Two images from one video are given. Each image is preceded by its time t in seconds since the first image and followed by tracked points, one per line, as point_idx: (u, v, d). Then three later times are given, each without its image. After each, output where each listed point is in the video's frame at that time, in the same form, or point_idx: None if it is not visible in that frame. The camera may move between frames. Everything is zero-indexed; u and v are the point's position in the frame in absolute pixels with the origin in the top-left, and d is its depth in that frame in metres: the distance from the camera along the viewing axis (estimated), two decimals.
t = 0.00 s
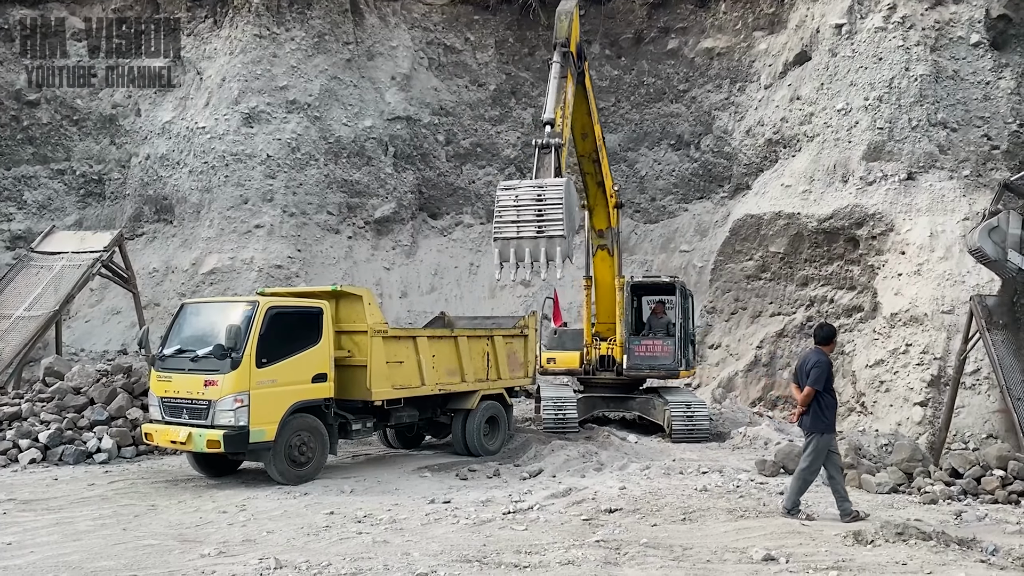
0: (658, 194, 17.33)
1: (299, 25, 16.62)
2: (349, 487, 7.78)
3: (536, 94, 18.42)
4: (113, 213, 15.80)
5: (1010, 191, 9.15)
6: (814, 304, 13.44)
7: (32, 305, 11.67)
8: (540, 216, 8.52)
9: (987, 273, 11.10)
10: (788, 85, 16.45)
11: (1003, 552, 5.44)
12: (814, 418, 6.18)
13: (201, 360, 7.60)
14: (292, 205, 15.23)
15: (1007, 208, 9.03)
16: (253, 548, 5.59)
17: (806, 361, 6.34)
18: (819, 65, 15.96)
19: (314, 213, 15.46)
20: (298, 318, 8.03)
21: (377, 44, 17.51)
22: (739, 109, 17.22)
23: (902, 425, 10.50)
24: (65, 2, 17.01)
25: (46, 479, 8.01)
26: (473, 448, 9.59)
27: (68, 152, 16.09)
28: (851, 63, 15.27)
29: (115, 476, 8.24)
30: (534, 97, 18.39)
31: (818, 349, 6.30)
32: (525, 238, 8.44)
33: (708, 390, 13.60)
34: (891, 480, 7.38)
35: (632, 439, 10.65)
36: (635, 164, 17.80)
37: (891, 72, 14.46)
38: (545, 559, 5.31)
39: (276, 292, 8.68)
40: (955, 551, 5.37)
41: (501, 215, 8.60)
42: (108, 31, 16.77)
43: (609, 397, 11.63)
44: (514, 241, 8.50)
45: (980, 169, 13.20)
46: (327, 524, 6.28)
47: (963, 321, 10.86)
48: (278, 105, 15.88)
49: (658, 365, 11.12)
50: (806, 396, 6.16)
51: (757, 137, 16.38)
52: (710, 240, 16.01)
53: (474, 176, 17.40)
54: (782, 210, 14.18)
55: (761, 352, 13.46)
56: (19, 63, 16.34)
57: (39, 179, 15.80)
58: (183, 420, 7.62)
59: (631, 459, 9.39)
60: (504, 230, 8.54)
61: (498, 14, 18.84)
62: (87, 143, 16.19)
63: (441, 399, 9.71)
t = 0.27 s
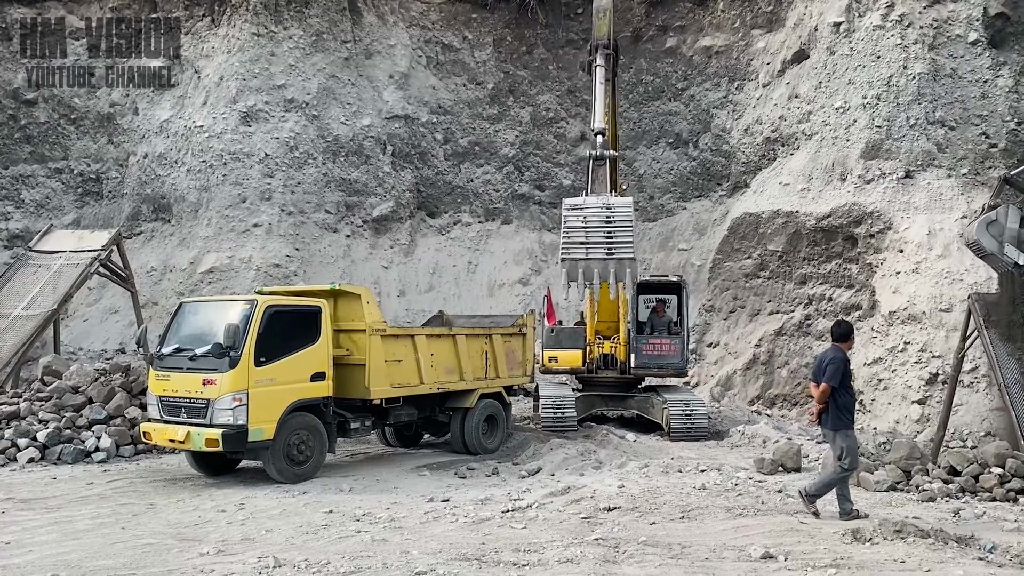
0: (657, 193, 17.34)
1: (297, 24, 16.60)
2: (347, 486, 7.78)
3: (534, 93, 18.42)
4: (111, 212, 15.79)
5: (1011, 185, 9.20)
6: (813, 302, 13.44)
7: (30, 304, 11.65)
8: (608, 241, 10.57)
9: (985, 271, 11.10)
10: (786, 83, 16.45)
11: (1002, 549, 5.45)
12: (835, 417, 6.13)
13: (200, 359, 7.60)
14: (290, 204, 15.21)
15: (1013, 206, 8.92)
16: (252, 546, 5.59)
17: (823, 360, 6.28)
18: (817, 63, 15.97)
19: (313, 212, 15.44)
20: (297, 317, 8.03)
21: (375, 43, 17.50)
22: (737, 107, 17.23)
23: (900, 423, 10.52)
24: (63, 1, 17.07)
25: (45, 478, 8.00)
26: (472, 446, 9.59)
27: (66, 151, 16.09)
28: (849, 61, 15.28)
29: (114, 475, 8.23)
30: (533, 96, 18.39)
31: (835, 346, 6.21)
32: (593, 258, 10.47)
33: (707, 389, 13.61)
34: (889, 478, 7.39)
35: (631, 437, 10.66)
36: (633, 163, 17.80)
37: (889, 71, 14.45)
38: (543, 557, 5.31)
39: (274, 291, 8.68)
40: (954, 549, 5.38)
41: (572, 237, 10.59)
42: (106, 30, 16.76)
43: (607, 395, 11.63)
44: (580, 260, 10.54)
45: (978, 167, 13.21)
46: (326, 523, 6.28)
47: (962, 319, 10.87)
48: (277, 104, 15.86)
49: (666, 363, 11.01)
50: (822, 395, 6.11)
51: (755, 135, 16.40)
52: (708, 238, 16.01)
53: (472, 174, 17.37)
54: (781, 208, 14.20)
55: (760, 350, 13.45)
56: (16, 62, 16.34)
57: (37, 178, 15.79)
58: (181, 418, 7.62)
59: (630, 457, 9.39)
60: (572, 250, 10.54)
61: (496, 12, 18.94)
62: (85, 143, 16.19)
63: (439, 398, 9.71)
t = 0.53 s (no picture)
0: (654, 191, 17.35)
1: (295, 22, 16.59)
2: (346, 485, 7.79)
3: (532, 92, 18.43)
4: (108, 211, 15.77)
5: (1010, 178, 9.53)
6: (810, 300, 13.44)
7: (27, 303, 11.63)
8: (672, 259, 10.29)
9: (982, 269, 11.13)
10: (783, 82, 16.48)
11: (999, 547, 5.46)
12: (844, 415, 6.08)
13: (198, 358, 7.59)
14: (287, 203, 15.20)
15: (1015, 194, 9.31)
16: (250, 545, 5.60)
17: (836, 357, 6.21)
18: (814, 62, 15.99)
19: (310, 211, 15.43)
20: (294, 315, 8.03)
21: (373, 41, 17.49)
22: (735, 106, 17.26)
23: (897, 421, 10.54)
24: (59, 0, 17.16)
25: (43, 477, 7.99)
26: (470, 445, 9.60)
27: (63, 150, 16.06)
28: (846, 60, 15.29)
29: (112, 474, 8.22)
30: (530, 94, 18.39)
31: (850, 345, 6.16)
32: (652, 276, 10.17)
33: (704, 387, 13.63)
34: (887, 476, 7.41)
35: (628, 435, 10.67)
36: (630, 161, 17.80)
37: (886, 69, 14.46)
38: (542, 555, 5.32)
39: (272, 290, 8.68)
40: (951, 546, 5.40)
41: (633, 257, 10.10)
42: (102, 29, 16.75)
43: (605, 393, 11.64)
44: (641, 279, 10.19)
45: (975, 165, 13.23)
46: (324, 522, 6.28)
47: (958, 317, 10.89)
48: (274, 102, 15.85)
49: (673, 361, 10.98)
50: (836, 392, 6.03)
51: (753, 133, 16.43)
52: (706, 236, 16.03)
53: (469, 173, 17.35)
54: (778, 207, 14.23)
55: (757, 348, 13.46)
56: (13, 61, 16.31)
57: (33, 177, 15.75)
58: (179, 417, 7.61)
59: (628, 455, 9.40)
60: (636, 267, 10.06)
61: (493, 11, 19.00)
62: (82, 141, 16.17)
63: (437, 397, 9.71)
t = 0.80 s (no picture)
0: (651, 189, 17.36)
1: (290, 21, 16.56)
2: (343, 484, 7.79)
3: (528, 90, 18.42)
4: (104, 210, 15.75)
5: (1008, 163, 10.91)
6: (806, 298, 13.47)
7: (23, 302, 11.59)
8: (728, 276, 8.37)
9: (978, 266, 11.16)
10: (780, 80, 16.53)
11: (995, 544, 5.48)
12: (861, 416, 5.97)
13: (194, 357, 7.58)
14: (284, 202, 15.18)
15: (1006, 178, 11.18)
16: (248, 545, 5.59)
17: (852, 356, 6.09)
18: (810, 60, 16.01)
19: (306, 209, 15.41)
20: (291, 315, 8.02)
21: (369, 39, 17.46)
22: (731, 104, 17.29)
23: (893, 419, 10.58)
24: None
25: (39, 477, 7.98)
26: (467, 444, 9.60)
27: (58, 149, 16.00)
28: (842, 58, 15.31)
29: (108, 474, 8.21)
30: (526, 92, 18.38)
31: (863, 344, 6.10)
32: (712, 297, 8.30)
33: (701, 385, 13.65)
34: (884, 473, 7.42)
35: (625, 434, 10.69)
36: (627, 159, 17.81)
37: (881, 67, 14.47)
38: (539, 554, 5.32)
39: (269, 289, 8.66)
40: (947, 544, 5.41)
41: (689, 274, 8.32)
42: (97, 27, 16.73)
43: (602, 391, 11.65)
44: (696, 297, 8.39)
45: (971, 163, 13.26)
46: (322, 521, 6.28)
47: (954, 314, 10.93)
48: (270, 101, 15.83)
49: (677, 359, 11.23)
50: (859, 393, 5.89)
51: (749, 131, 16.47)
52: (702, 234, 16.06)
53: (466, 171, 17.34)
54: (775, 205, 14.24)
55: (754, 346, 13.48)
56: (8, 60, 16.27)
57: (29, 176, 15.68)
58: (176, 417, 7.60)
59: (624, 454, 9.41)
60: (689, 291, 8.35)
61: (490, 9, 19.00)
62: (78, 140, 16.14)
63: (434, 395, 9.71)
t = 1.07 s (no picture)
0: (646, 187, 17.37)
1: (285, 19, 16.52)
2: (339, 482, 7.79)
3: (524, 88, 18.41)
4: (99, 208, 15.73)
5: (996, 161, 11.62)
6: (801, 295, 13.51)
7: (17, 301, 11.56)
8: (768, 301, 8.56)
9: (972, 264, 11.21)
10: (776, 78, 16.62)
11: (989, 540, 5.51)
12: (875, 413, 6.09)
13: (189, 356, 7.57)
14: (279, 200, 15.15)
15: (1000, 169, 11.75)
16: (244, 544, 5.59)
17: (865, 353, 6.21)
18: (805, 57, 16.04)
19: (302, 208, 15.38)
20: (286, 313, 8.01)
21: (364, 37, 17.43)
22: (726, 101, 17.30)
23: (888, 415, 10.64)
24: None
25: (35, 476, 7.96)
26: (463, 442, 9.61)
27: (52, 147, 15.95)
28: (837, 55, 15.32)
29: (104, 473, 8.20)
30: (522, 90, 18.37)
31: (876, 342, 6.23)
32: (753, 321, 8.45)
33: (696, 382, 13.69)
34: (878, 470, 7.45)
35: (622, 431, 10.72)
36: (622, 157, 17.82)
37: (876, 64, 14.50)
38: (535, 552, 5.33)
39: (264, 288, 8.65)
40: (942, 540, 5.44)
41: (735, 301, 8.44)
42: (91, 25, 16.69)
43: (597, 388, 11.69)
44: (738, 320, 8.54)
45: (965, 160, 13.30)
46: (318, 519, 6.28)
47: (948, 311, 10.97)
48: (265, 99, 15.79)
49: (677, 356, 11.65)
50: (875, 392, 6.00)
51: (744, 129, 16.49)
52: (698, 232, 16.10)
53: (461, 169, 17.33)
54: (770, 202, 14.42)
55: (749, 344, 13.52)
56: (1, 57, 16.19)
57: (23, 175, 15.64)
58: (172, 416, 7.59)
59: (620, 451, 9.44)
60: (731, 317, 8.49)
61: (485, 6, 18.98)
62: (72, 138, 16.11)
63: (431, 393, 9.72)
